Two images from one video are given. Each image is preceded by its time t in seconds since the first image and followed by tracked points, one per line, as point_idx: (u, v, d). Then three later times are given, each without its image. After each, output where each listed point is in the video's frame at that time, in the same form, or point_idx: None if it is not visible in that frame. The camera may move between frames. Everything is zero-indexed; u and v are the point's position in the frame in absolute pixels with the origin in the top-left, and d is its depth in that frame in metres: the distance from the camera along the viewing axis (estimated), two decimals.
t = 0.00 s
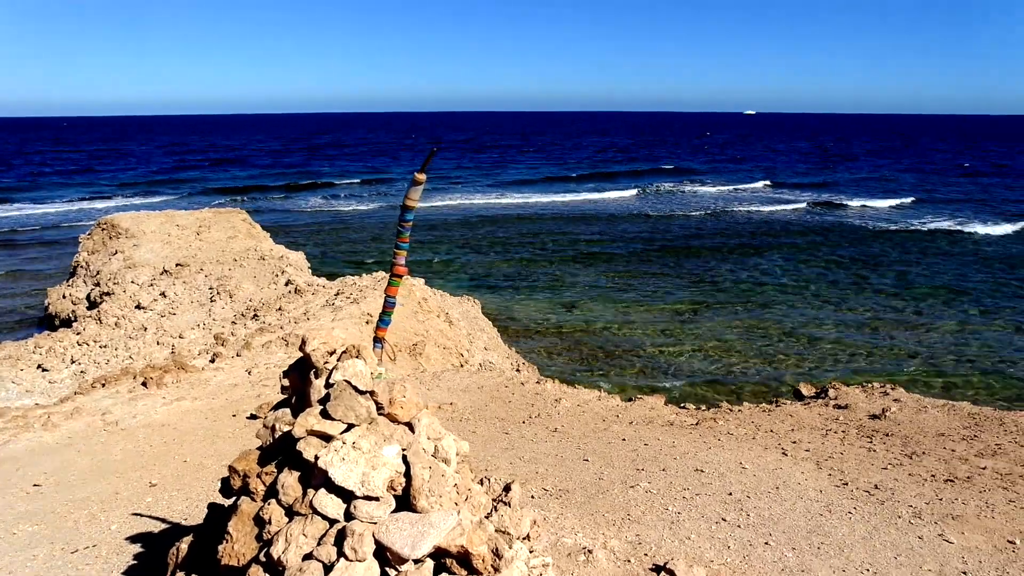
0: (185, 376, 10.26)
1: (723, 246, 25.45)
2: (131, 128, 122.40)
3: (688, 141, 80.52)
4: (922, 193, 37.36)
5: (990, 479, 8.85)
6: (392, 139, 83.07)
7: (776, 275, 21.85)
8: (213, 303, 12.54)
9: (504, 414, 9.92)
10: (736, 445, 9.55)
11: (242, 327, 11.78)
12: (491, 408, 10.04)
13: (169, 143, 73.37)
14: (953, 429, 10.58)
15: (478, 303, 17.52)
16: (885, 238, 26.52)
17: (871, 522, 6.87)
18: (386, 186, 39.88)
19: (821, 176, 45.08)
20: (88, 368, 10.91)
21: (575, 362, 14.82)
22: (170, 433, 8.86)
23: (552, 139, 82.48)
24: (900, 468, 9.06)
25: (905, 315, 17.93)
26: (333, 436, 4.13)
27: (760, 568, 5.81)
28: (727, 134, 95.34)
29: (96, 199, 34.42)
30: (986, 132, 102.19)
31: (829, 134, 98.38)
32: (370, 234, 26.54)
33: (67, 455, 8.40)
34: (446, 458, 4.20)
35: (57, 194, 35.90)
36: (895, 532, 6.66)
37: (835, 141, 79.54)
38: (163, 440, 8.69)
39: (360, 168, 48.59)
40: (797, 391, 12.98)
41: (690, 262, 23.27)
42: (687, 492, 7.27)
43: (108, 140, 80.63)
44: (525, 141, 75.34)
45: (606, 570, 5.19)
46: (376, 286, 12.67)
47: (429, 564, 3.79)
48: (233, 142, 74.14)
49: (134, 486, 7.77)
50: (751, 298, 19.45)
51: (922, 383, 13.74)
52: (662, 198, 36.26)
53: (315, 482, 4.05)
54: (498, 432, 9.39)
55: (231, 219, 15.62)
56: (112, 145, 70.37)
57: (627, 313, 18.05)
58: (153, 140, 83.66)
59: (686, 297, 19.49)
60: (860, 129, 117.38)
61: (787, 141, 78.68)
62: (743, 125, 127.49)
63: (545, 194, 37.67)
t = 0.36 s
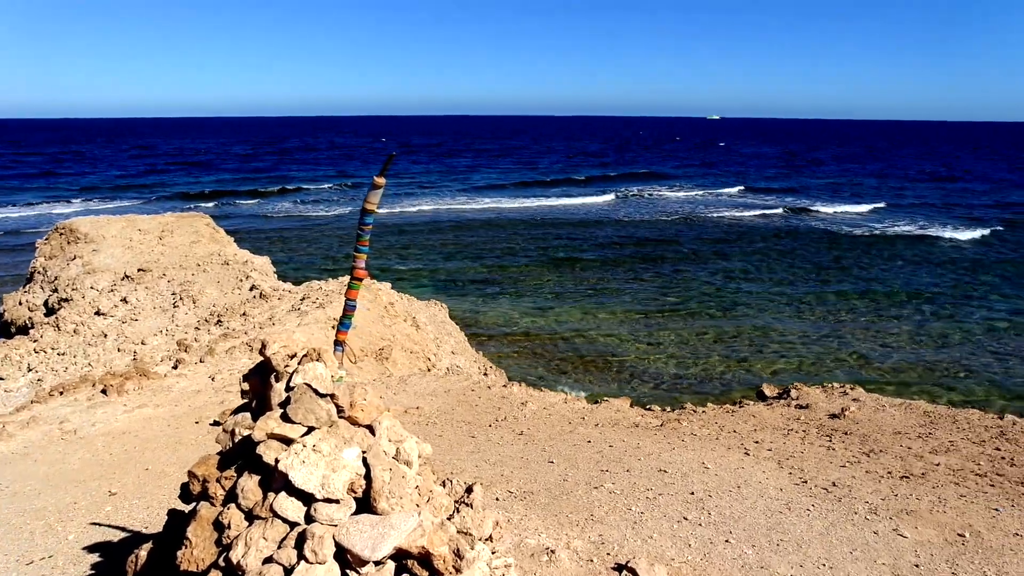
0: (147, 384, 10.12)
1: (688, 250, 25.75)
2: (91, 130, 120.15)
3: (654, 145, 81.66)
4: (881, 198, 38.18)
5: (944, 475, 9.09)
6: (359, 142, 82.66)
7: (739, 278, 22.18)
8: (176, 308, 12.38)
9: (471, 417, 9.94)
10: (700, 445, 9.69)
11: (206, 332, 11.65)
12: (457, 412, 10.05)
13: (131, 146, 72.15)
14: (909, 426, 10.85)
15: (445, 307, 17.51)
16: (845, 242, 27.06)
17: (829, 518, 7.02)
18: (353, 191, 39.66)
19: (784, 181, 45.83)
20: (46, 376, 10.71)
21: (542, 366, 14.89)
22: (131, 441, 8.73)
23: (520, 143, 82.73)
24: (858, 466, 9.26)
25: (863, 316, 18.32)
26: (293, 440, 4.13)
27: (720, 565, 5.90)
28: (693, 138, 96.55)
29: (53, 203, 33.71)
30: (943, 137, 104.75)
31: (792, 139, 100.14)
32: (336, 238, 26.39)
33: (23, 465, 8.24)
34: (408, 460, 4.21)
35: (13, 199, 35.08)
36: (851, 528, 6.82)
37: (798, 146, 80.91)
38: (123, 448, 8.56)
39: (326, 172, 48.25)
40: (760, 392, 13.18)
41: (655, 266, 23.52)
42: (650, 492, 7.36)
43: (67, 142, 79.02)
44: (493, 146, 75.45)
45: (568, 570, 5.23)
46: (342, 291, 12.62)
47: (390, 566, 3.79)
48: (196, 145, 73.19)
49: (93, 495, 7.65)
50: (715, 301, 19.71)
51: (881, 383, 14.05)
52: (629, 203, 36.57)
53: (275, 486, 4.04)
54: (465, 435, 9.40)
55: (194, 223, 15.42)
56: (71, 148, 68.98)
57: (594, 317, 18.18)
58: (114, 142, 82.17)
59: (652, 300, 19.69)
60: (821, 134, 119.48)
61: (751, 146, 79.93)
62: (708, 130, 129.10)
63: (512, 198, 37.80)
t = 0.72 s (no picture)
0: (110, 391, 9.98)
1: (656, 254, 26.03)
2: (53, 131, 118.07)
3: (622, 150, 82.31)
4: (844, 203, 38.92)
5: (903, 470, 9.33)
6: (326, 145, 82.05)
7: (706, 281, 22.49)
8: (141, 314, 12.22)
9: (441, 421, 9.97)
10: (667, 445, 9.82)
11: (171, 338, 11.52)
12: (427, 415, 10.07)
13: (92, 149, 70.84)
14: (870, 425, 11.10)
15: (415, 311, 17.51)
16: (808, 246, 27.56)
17: (793, 515, 7.17)
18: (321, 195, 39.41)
19: (750, 186, 46.51)
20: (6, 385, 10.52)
21: (511, 369, 14.97)
22: (94, 449, 8.61)
23: (489, 147, 82.78)
24: (821, 463, 9.46)
25: (827, 319, 18.68)
26: (262, 441, 4.13)
27: (687, 561, 5.99)
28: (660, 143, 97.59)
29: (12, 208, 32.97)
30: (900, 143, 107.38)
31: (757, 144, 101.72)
32: (304, 243, 26.21)
33: None
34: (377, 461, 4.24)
35: None
36: (814, 523, 6.98)
37: (764, 151, 82.18)
38: (87, 456, 8.44)
39: (294, 176, 47.90)
40: (727, 392, 13.39)
41: (624, 269, 23.74)
42: (619, 491, 7.46)
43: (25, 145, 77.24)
44: (463, 150, 75.40)
45: (537, 568, 5.27)
46: (310, 295, 12.56)
47: (359, 564, 3.81)
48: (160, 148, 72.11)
49: (55, 504, 7.53)
50: (682, 304, 19.96)
51: (844, 383, 14.34)
52: (597, 207, 36.86)
53: (243, 487, 4.04)
54: (435, 438, 9.43)
55: (159, 227, 15.22)
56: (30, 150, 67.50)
57: (563, 320, 18.30)
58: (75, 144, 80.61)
59: (621, 303, 19.86)
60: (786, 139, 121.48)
61: (718, 151, 80.99)
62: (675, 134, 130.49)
63: (482, 203, 37.89)
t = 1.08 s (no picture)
0: (74, 403, 9.85)
1: (622, 255, 26.33)
2: (7, 139, 115.17)
3: (587, 153, 82.86)
4: (804, 203, 39.70)
5: (864, 460, 9.60)
6: (290, 151, 81.34)
7: (672, 281, 22.82)
8: (103, 325, 12.06)
9: (412, 424, 10.02)
10: (637, 442, 10.00)
11: (136, 349, 11.41)
12: (398, 419, 10.12)
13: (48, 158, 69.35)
14: (833, 417, 11.39)
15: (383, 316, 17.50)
16: (771, 245, 28.07)
17: (759, 505, 7.36)
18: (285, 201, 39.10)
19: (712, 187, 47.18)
20: None
21: (480, 371, 15.06)
22: (59, 463, 8.50)
23: (455, 151, 82.81)
24: (786, 455, 9.70)
25: (790, 316, 19.08)
26: (239, 442, 4.18)
27: (657, 552, 6.13)
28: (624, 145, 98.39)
29: None
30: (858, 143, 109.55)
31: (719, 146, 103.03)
32: (269, 250, 26.02)
33: None
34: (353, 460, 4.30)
35: None
36: (780, 513, 7.17)
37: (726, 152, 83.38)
38: (51, 470, 8.33)
39: (257, 182, 47.52)
40: (694, 390, 13.62)
41: (590, 271, 23.96)
42: (590, 487, 7.59)
43: None
44: (428, 154, 75.37)
45: (512, 562, 5.35)
46: (277, 302, 12.51)
47: (338, 561, 3.85)
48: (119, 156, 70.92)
49: (20, 518, 7.44)
50: (649, 304, 20.22)
51: (807, 379, 14.67)
52: (563, 210, 37.13)
53: (221, 489, 4.08)
54: (406, 441, 9.48)
55: (120, 236, 15.04)
56: None
57: (532, 322, 18.43)
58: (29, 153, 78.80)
59: (589, 305, 20.05)
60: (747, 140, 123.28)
61: (680, 154, 81.98)
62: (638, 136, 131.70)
63: (448, 207, 37.93)
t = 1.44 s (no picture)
0: (38, 398, 9.74)
1: (589, 243, 26.56)
2: None
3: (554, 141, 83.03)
4: (768, 190, 40.31)
5: (826, 437, 9.91)
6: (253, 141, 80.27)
7: (639, 268, 23.10)
8: (64, 319, 11.91)
9: (383, 412, 10.09)
10: (606, 424, 10.20)
11: (99, 343, 11.29)
12: (370, 407, 10.19)
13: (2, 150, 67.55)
14: (796, 397, 11.70)
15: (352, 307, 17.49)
16: (735, 232, 28.51)
17: (725, 480, 7.59)
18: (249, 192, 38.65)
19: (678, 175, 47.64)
20: None
21: (450, 360, 15.15)
22: (24, 457, 8.42)
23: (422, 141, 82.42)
24: (751, 434, 9.97)
25: (754, 300, 19.45)
26: (217, 424, 4.26)
27: (626, 526, 6.31)
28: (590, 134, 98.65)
29: None
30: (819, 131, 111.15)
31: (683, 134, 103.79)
32: (234, 242, 25.77)
33: None
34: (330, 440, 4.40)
35: None
36: (745, 487, 7.41)
37: (691, 140, 84.11)
38: (16, 465, 8.25)
39: (221, 173, 46.88)
40: (661, 373, 13.87)
41: (558, 259, 24.15)
42: (560, 467, 7.76)
43: None
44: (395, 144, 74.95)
45: (486, 539, 5.48)
46: (245, 293, 12.47)
47: (317, 537, 3.95)
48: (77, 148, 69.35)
49: None
50: (617, 291, 20.47)
51: (772, 362, 14.99)
52: (531, 199, 37.25)
53: (200, 469, 4.16)
54: (378, 429, 9.57)
55: (80, 230, 14.82)
56: None
57: (500, 311, 18.56)
58: None
59: (558, 293, 20.21)
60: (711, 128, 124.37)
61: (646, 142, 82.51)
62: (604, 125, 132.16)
63: (415, 197, 37.84)
